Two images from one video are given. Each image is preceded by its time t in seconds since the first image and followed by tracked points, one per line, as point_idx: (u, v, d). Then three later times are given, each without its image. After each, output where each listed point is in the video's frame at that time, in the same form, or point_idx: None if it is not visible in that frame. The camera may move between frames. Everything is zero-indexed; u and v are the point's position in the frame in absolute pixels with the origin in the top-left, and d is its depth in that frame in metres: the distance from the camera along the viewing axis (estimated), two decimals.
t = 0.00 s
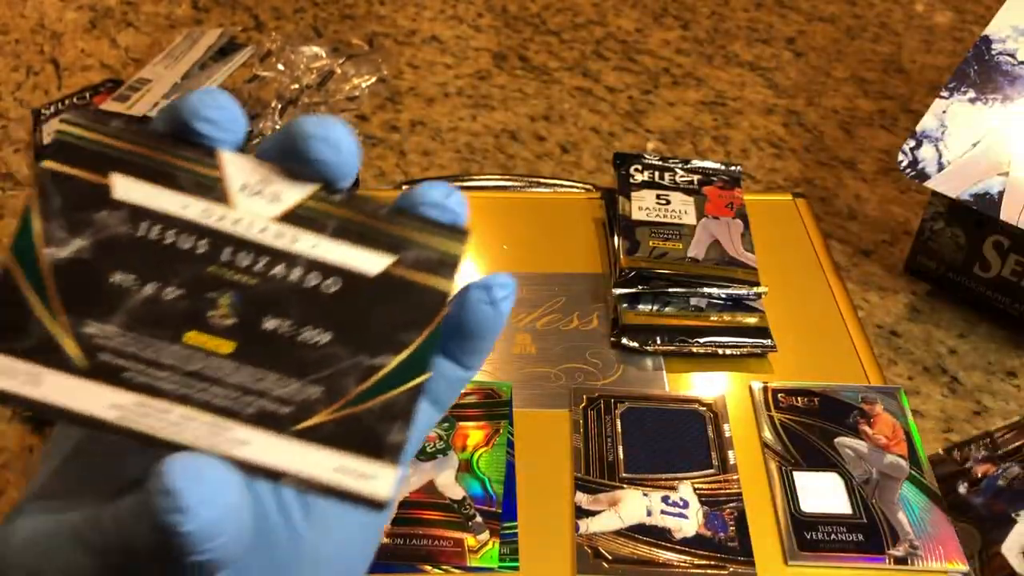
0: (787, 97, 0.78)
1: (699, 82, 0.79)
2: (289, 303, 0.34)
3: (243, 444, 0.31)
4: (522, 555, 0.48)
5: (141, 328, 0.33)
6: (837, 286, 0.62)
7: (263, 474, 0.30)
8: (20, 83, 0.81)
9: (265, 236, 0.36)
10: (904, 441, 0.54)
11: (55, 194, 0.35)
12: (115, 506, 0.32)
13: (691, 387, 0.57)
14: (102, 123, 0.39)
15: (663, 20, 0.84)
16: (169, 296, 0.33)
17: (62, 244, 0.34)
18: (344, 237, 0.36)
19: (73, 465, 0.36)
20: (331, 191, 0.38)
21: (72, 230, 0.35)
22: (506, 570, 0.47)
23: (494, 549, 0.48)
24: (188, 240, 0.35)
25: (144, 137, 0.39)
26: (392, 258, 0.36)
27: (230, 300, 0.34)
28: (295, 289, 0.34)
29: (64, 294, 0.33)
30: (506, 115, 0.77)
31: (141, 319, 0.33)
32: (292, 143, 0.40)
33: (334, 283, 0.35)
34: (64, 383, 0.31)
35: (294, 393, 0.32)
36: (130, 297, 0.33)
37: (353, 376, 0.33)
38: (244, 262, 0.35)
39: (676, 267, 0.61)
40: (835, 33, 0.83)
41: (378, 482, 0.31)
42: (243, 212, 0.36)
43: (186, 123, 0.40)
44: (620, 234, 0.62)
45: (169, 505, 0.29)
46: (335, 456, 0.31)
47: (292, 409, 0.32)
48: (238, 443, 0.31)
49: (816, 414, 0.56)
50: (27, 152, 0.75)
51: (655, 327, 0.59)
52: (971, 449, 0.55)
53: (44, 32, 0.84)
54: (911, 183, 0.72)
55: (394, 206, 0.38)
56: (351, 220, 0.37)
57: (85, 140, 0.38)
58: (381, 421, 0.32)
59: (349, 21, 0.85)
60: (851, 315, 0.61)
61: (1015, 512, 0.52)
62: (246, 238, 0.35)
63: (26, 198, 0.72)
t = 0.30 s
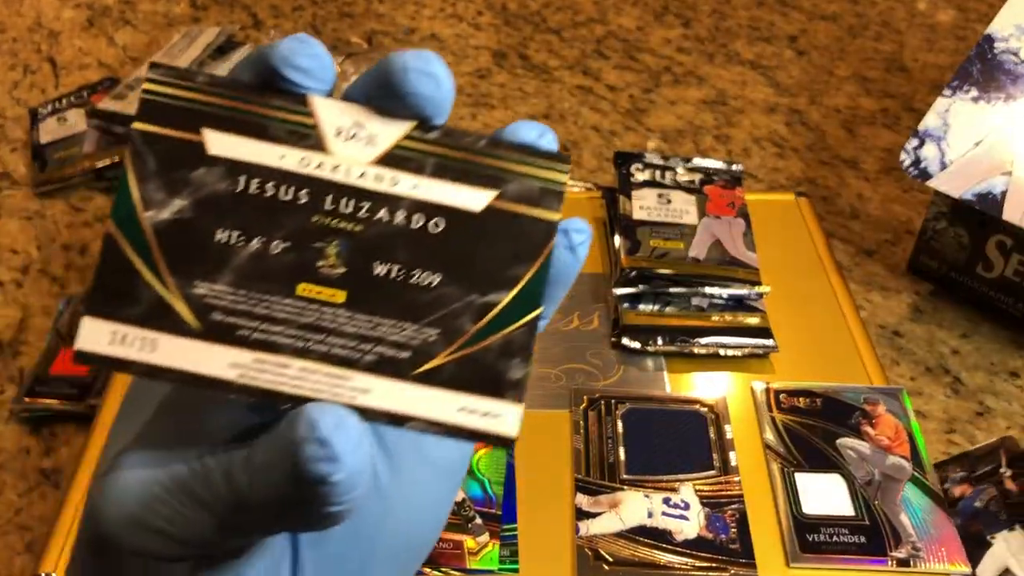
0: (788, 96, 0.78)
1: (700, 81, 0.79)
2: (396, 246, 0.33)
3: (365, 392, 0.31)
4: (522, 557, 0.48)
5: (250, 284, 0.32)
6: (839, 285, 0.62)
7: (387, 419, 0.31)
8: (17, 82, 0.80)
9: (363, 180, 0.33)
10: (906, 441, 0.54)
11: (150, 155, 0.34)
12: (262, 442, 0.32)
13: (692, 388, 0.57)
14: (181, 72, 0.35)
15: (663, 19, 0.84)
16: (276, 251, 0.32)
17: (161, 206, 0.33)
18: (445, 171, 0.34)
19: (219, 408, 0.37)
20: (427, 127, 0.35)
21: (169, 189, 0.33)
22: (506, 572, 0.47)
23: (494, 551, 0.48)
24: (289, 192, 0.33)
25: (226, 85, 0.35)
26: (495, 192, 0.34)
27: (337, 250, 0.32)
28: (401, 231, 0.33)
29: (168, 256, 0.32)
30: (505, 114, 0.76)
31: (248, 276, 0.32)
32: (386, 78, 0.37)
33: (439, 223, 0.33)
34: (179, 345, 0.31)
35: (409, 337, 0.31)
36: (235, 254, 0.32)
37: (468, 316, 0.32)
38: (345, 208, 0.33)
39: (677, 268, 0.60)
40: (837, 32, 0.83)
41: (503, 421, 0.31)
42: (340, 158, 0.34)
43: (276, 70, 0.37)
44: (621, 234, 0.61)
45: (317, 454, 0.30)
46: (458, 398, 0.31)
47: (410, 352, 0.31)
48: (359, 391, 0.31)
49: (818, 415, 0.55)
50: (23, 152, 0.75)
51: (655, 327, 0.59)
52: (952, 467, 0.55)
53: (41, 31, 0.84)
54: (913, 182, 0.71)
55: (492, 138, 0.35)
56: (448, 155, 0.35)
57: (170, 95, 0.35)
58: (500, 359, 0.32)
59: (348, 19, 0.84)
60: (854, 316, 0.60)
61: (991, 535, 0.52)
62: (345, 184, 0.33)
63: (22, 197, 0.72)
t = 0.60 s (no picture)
0: (789, 96, 0.78)
1: (700, 81, 0.79)
2: (477, 191, 0.31)
3: (453, 342, 0.30)
4: (523, 558, 0.48)
5: (330, 241, 0.31)
6: (839, 285, 0.62)
7: (478, 368, 0.30)
8: (17, 82, 0.80)
9: (436, 126, 0.32)
10: (907, 441, 0.54)
11: (216, 115, 0.32)
12: (351, 397, 0.31)
13: (692, 388, 0.56)
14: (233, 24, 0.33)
15: (664, 18, 0.84)
16: (353, 205, 0.31)
17: (233, 165, 0.32)
18: (521, 109, 0.32)
19: (280, 356, 0.35)
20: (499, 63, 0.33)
21: (238, 149, 0.32)
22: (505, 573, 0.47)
23: (494, 551, 0.47)
24: (361, 141, 0.32)
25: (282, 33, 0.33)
26: (574, 127, 0.32)
27: (415, 199, 0.31)
28: (480, 175, 0.32)
29: (242, 218, 0.31)
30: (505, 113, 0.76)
31: (328, 232, 0.31)
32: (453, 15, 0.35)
33: (518, 164, 0.32)
34: (264, 308, 0.30)
35: (496, 285, 0.31)
36: (312, 210, 0.31)
37: (554, 260, 0.31)
38: (420, 155, 0.32)
39: (678, 268, 0.61)
40: (837, 32, 0.83)
41: (597, 364, 0.31)
42: (410, 104, 0.32)
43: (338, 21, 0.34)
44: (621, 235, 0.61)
45: (429, 410, 0.29)
46: (550, 342, 0.31)
47: (498, 300, 0.31)
48: (448, 342, 0.30)
49: (819, 415, 0.55)
50: (22, 151, 0.75)
51: (655, 327, 0.58)
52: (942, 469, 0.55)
53: (40, 30, 0.84)
54: (914, 182, 0.71)
55: (567, 72, 0.33)
56: (522, 92, 0.32)
57: (227, 48, 0.33)
58: (589, 301, 0.31)
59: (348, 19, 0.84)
60: (854, 315, 0.60)
61: (974, 539, 0.52)
62: (418, 130, 0.32)
63: (21, 197, 0.72)
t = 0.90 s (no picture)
0: (790, 96, 0.78)
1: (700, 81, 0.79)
2: (586, 151, 0.32)
3: (573, 313, 0.33)
4: (523, 560, 0.48)
5: (436, 216, 0.33)
6: (839, 286, 0.62)
7: (600, 335, 0.34)
8: (16, 81, 0.80)
9: (536, 84, 0.31)
10: (908, 442, 0.54)
11: (299, 88, 0.31)
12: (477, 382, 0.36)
13: (692, 389, 0.56)
14: None
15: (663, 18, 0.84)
16: (456, 175, 0.32)
17: (322, 143, 0.32)
18: (625, 56, 0.31)
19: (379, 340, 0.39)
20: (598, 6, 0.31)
21: (327, 124, 0.32)
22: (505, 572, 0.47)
23: (494, 553, 0.48)
24: (458, 107, 0.32)
25: None
26: (683, 71, 0.32)
27: (520, 164, 0.32)
28: (585, 132, 0.32)
29: (340, 202, 0.33)
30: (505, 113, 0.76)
31: (433, 207, 0.32)
32: None
33: (626, 117, 0.32)
34: (374, 293, 0.33)
35: (611, 250, 0.33)
36: (414, 184, 0.32)
37: (671, 218, 0.33)
38: (521, 116, 0.32)
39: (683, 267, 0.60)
40: (837, 31, 0.83)
41: (722, 324, 0.34)
42: (506, 61, 0.31)
43: None
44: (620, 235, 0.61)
45: (581, 393, 0.33)
46: (674, 307, 0.33)
47: (613, 266, 0.33)
48: (567, 312, 0.33)
49: (819, 415, 0.55)
50: (21, 151, 0.75)
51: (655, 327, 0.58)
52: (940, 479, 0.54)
53: (39, 30, 0.84)
54: (915, 181, 0.71)
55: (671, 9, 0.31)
56: (622, 37, 0.31)
57: (306, 13, 0.31)
58: (709, 258, 0.33)
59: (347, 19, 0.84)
60: (854, 315, 0.60)
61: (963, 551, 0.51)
62: (513, 87, 0.31)
63: (20, 197, 0.72)
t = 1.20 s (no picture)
0: (790, 96, 0.78)
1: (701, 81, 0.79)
2: (597, 173, 0.31)
3: (589, 330, 0.33)
4: (522, 560, 0.48)
5: (454, 243, 0.32)
6: (839, 286, 0.62)
7: (615, 351, 0.33)
8: (16, 81, 0.80)
9: (548, 110, 0.31)
10: (908, 442, 0.54)
11: (319, 122, 0.31)
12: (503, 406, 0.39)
13: (691, 388, 0.56)
14: (315, 18, 0.30)
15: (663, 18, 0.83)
16: (474, 203, 0.32)
17: (343, 175, 0.31)
18: (629, 81, 0.30)
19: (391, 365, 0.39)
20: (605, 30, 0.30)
21: (348, 156, 0.31)
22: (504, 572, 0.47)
23: (494, 553, 0.48)
24: (474, 135, 0.31)
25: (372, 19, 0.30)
26: (686, 92, 0.31)
27: (534, 186, 0.31)
28: (595, 156, 0.31)
29: (363, 232, 0.32)
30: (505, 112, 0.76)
31: (451, 233, 0.32)
32: None
33: (633, 138, 0.31)
34: (396, 319, 0.32)
35: (623, 268, 0.32)
36: (434, 214, 0.32)
37: (679, 234, 0.32)
38: (533, 142, 0.31)
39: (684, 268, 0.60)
40: (838, 31, 0.82)
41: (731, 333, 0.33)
42: (518, 90, 0.30)
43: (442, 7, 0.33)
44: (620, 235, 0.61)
45: (613, 406, 0.37)
46: (685, 318, 0.33)
47: (626, 283, 0.32)
48: (583, 329, 0.33)
49: (819, 415, 0.55)
50: (21, 151, 0.75)
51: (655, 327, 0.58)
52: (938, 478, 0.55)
53: (39, 30, 0.84)
54: (916, 181, 0.71)
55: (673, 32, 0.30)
56: (630, 60, 0.30)
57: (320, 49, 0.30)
58: (717, 270, 0.33)
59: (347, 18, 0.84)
60: (854, 316, 0.60)
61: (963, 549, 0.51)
62: (529, 115, 0.31)
63: (20, 198, 0.72)
